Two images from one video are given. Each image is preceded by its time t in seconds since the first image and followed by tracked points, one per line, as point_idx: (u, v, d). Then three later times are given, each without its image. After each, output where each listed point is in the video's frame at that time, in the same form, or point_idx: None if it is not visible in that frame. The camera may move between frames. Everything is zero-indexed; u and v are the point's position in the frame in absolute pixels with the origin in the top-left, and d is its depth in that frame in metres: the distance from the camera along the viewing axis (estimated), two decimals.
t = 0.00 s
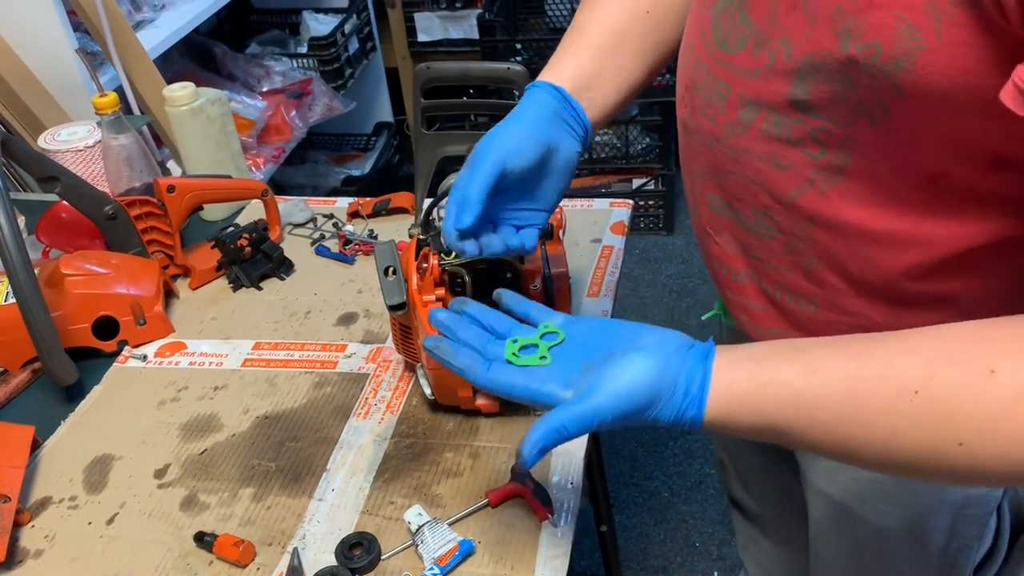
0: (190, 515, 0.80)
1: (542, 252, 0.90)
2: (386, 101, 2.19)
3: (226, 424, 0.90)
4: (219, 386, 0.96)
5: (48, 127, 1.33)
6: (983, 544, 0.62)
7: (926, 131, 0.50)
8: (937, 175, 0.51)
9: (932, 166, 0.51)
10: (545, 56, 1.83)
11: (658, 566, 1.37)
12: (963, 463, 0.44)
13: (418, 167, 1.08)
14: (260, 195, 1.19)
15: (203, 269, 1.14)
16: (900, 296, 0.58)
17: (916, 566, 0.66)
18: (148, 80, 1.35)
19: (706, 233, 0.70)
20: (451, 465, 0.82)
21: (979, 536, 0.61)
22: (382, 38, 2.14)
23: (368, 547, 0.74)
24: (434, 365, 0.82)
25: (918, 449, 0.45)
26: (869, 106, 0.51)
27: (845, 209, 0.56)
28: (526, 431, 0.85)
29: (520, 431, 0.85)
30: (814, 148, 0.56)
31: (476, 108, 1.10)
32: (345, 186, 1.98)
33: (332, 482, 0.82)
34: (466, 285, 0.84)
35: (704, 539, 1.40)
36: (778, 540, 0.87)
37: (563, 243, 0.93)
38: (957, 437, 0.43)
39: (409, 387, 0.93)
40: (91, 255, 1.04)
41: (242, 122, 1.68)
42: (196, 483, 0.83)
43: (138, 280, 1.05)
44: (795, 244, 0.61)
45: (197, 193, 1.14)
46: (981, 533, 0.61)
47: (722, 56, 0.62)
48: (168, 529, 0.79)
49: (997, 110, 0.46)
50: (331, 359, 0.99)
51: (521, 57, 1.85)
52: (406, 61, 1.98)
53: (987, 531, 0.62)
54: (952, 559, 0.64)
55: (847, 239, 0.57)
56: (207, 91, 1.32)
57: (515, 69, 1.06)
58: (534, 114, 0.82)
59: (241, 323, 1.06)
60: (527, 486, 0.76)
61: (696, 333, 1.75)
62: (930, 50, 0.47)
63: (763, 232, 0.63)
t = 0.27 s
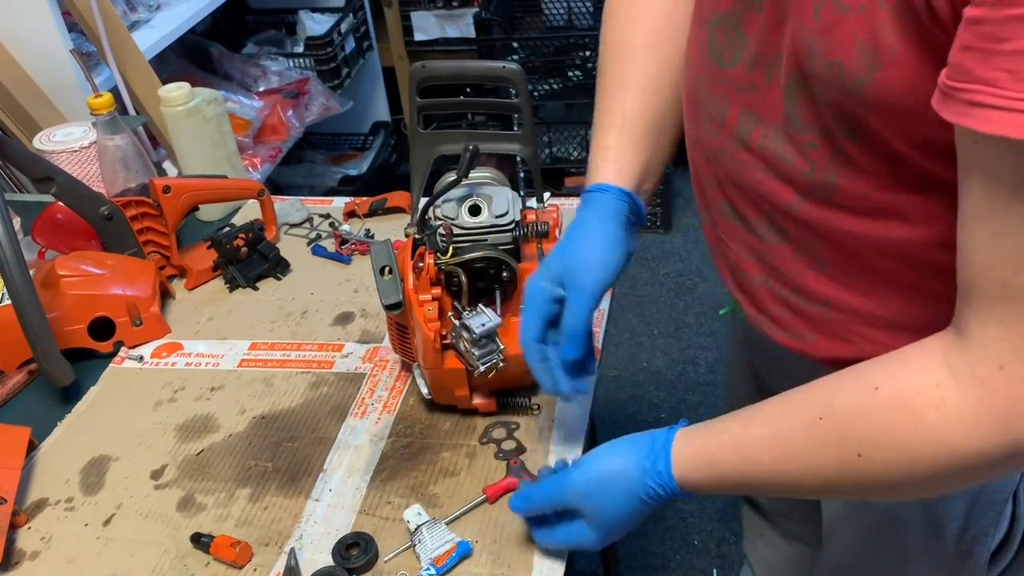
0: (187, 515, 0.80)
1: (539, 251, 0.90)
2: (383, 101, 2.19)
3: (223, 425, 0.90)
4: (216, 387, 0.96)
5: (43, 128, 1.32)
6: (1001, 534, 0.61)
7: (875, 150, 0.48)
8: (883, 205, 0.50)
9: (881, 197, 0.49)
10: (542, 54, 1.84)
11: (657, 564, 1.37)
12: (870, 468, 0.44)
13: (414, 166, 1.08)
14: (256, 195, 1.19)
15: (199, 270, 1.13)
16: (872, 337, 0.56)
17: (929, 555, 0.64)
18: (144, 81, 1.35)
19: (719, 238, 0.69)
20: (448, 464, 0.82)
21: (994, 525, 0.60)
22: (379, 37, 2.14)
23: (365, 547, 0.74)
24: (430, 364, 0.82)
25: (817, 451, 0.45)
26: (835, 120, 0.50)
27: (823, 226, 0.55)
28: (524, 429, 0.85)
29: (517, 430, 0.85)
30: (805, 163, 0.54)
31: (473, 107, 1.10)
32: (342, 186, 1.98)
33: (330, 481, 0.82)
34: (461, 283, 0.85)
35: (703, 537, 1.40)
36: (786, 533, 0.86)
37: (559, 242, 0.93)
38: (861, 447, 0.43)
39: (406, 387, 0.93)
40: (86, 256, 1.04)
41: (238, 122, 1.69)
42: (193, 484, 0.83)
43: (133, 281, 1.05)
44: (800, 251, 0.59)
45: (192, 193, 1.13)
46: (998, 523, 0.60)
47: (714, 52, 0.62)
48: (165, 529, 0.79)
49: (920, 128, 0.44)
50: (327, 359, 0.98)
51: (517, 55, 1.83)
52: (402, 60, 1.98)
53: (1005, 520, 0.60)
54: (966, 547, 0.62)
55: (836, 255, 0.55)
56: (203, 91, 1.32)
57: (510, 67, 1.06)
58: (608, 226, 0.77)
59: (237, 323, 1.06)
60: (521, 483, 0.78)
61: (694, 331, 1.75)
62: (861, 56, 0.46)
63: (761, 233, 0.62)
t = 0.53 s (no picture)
0: (188, 513, 0.80)
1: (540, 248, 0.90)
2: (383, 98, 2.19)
3: (223, 422, 0.90)
4: (216, 384, 0.96)
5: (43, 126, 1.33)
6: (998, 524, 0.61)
7: (867, 156, 0.48)
8: (883, 201, 0.49)
9: (879, 194, 0.49)
10: (541, 51, 1.84)
11: (658, 561, 1.37)
12: (866, 466, 0.44)
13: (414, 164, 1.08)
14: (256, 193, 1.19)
15: (199, 268, 1.13)
16: (872, 331, 0.56)
17: (930, 549, 0.64)
18: (143, 78, 1.35)
19: (721, 234, 0.70)
20: (449, 461, 0.82)
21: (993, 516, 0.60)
22: (378, 35, 2.14)
23: (367, 543, 0.74)
24: (431, 361, 0.82)
25: (819, 446, 0.45)
26: (827, 124, 0.50)
27: (820, 221, 0.54)
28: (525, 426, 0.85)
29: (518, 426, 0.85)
30: (802, 164, 0.54)
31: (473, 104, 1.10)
32: (341, 184, 1.98)
33: (331, 478, 0.82)
34: (462, 280, 0.85)
35: (703, 533, 1.40)
36: (790, 528, 0.86)
37: (559, 238, 0.93)
38: (866, 446, 0.43)
39: (407, 384, 0.93)
40: (86, 254, 1.04)
41: (239, 120, 1.69)
42: (194, 481, 0.83)
43: (134, 279, 1.05)
44: (801, 249, 0.58)
45: (192, 191, 1.13)
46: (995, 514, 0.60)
47: (710, 51, 0.62)
48: (165, 527, 0.79)
49: (914, 130, 0.44)
50: (328, 356, 0.98)
51: (517, 53, 1.85)
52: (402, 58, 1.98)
53: (1003, 510, 0.61)
54: (966, 539, 0.62)
55: (837, 252, 0.55)
56: (202, 89, 1.32)
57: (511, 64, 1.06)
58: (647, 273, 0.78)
59: (238, 321, 1.06)
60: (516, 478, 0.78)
61: (694, 328, 1.75)
62: (850, 59, 0.45)
63: (762, 230, 0.62)
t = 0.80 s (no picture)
0: (188, 511, 0.80)
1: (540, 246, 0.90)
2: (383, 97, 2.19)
3: (224, 420, 0.90)
4: (217, 383, 0.96)
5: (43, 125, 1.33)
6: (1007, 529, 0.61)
7: (875, 158, 0.48)
8: (892, 208, 0.50)
9: (886, 201, 0.50)
10: (541, 50, 1.84)
11: (658, 559, 1.37)
12: (867, 465, 0.44)
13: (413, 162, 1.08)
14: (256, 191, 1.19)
15: (199, 266, 1.13)
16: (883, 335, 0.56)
17: (934, 548, 0.65)
18: (143, 77, 1.35)
19: (727, 240, 0.70)
20: (449, 459, 0.82)
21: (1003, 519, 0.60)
22: (378, 34, 2.14)
23: (365, 541, 0.74)
24: (432, 359, 0.82)
25: (819, 445, 0.45)
26: (831, 126, 0.50)
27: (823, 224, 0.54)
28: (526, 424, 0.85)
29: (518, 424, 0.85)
30: (808, 173, 0.54)
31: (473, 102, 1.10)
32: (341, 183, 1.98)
33: (331, 477, 0.82)
34: (463, 278, 0.85)
35: (703, 531, 1.41)
36: (791, 529, 0.86)
37: (559, 236, 0.93)
38: (871, 449, 0.43)
39: (407, 382, 0.93)
40: (86, 252, 1.04)
41: (239, 119, 1.69)
42: (194, 480, 0.83)
43: (134, 277, 1.05)
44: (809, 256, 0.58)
45: (192, 190, 1.13)
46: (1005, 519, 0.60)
47: (713, 53, 0.62)
48: (165, 525, 0.79)
49: (921, 130, 0.44)
50: (328, 354, 0.98)
51: (517, 52, 1.85)
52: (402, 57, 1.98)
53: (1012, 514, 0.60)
54: (975, 542, 0.62)
55: (847, 259, 0.55)
56: (202, 87, 1.32)
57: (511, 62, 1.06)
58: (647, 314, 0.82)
59: (238, 320, 1.06)
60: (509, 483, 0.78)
61: (695, 326, 1.75)
62: (854, 62, 0.45)
63: (769, 238, 0.61)
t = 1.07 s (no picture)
0: (188, 511, 0.80)
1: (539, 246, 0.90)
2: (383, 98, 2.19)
3: (224, 420, 0.91)
4: (217, 383, 0.96)
5: (43, 126, 1.33)
6: None
7: (886, 169, 0.48)
8: (910, 226, 0.50)
9: (903, 218, 0.50)
10: (540, 50, 1.84)
11: (658, 559, 1.37)
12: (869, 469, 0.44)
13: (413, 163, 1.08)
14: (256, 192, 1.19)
15: (199, 267, 1.14)
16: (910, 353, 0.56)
17: (940, 550, 0.65)
18: (143, 78, 1.35)
19: (746, 259, 0.70)
20: (449, 459, 0.82)
21: None
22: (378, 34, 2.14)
23: (364, 541, 0.74)
24: (431, 359, 0.82)
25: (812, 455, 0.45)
26: (845, 144, 0.50)
27: (843, 242, 0.55)
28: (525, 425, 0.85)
29: (518, 425, 0.85)
30: (824, 191, 0.54)
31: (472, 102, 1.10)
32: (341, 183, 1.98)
33: (331, 477, 0.82)
34: (462, 278, 0.85)
35: (703, 531, 1.41)
36: (799, 534, 0.86)
37: (559, 237, 0.93)
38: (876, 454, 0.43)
39: (407, 382, 0.93)
40: (87, 253, 1.04)
41: (238, 119, 1.69)
42: (195, 480, 0.84)
43: (134, 278, 1.05)
44: (829, 274, 0.58)
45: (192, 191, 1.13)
46: None
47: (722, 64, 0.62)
48: (166, 525, 0.79)
49: (931, 138, 0.45)
50: (328, 355, 0.99)
51: (516, 52, 1.85)
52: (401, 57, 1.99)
53: None
54: (997, 557, 0.62)
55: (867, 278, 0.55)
56: (202, 88, 1.32)
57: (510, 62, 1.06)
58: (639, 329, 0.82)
59: (238, 320, 1.06)
60: (508, 486, 0.77)
61: (694, 326, 1.75)
62: (868, 76, 0.45)
63: (789, 258, 0.61)
